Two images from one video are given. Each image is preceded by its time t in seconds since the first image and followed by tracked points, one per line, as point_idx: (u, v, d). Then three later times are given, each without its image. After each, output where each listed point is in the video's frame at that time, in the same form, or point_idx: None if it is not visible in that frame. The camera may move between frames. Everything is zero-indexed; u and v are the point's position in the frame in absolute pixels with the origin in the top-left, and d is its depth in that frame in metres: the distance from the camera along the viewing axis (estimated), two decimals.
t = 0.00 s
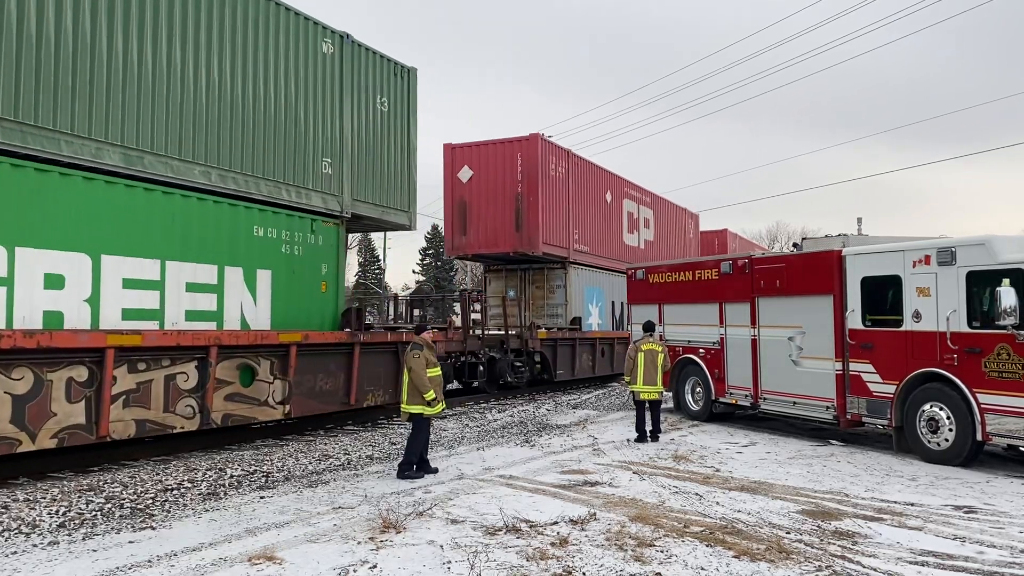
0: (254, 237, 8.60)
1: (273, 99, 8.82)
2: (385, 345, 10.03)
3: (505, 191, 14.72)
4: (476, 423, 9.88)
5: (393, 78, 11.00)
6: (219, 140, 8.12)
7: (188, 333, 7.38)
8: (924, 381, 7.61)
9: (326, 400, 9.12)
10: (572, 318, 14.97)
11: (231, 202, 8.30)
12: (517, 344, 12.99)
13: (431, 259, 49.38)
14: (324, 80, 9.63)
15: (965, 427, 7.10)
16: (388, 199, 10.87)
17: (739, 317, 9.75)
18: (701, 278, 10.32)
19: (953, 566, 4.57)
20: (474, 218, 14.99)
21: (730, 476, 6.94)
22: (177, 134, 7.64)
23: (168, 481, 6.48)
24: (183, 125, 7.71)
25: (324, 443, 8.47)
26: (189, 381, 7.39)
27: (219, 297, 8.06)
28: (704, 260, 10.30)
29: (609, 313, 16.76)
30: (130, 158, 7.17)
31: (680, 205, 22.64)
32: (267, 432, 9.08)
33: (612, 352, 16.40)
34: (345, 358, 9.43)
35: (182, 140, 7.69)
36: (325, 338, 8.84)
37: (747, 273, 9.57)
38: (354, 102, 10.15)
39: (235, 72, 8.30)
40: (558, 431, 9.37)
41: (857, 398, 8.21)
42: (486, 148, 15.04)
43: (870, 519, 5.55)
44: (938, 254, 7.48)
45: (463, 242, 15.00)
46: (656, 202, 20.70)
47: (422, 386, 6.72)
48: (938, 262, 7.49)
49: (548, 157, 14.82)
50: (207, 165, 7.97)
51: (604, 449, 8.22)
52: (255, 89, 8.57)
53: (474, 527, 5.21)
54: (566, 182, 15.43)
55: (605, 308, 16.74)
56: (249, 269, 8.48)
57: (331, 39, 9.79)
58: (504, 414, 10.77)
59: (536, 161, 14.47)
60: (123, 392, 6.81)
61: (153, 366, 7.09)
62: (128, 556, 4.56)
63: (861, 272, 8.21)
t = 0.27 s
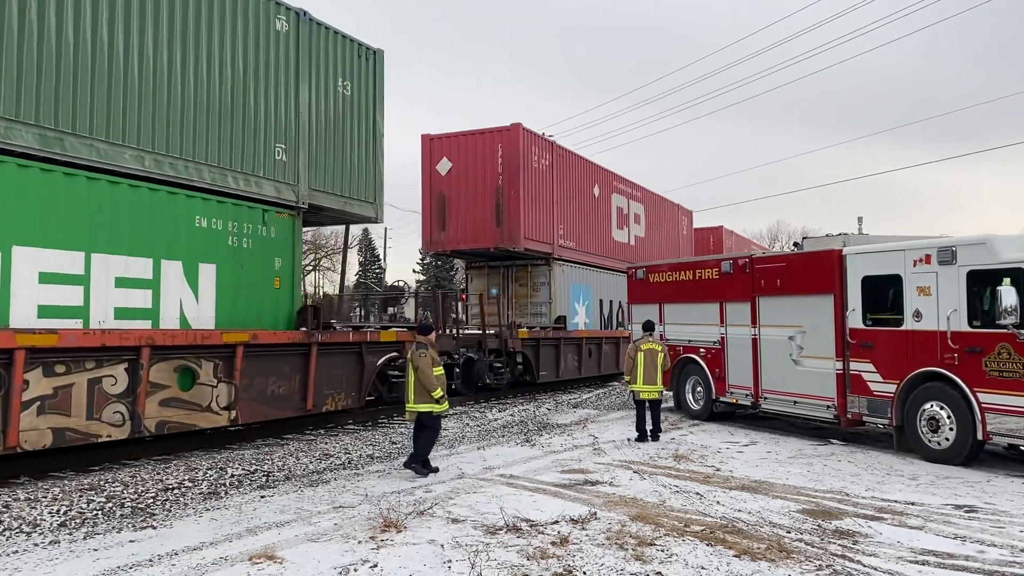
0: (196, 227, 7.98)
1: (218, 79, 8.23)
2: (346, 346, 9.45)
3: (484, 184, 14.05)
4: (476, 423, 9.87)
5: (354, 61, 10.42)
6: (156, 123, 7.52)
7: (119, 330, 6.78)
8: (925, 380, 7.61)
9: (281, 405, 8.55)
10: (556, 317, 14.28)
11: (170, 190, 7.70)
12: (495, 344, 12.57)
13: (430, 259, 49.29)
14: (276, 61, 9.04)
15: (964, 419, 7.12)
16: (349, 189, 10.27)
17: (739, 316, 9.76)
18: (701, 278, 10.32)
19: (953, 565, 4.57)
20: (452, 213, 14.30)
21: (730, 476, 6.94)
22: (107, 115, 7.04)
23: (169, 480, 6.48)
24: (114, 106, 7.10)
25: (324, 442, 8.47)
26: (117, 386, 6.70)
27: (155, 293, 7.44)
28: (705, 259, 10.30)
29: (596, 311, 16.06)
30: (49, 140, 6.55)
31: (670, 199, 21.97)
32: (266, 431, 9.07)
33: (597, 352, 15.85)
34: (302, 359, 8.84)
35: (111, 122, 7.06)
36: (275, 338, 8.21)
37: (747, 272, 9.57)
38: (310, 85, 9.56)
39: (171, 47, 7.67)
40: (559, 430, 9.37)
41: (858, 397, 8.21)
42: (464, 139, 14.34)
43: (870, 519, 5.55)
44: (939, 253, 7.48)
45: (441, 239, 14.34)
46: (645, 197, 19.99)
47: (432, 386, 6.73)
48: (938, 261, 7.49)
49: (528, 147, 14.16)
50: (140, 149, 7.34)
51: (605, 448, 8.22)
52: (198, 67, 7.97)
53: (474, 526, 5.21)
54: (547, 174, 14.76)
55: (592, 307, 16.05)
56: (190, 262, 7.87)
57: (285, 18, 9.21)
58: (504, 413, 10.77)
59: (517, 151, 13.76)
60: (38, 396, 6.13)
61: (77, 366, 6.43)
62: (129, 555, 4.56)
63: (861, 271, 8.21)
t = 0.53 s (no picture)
0: (121, 217, 7.21)
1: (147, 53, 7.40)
2: (298, 347, 8.82)
3: (461, 176, 13.51)
4: (476, 422, 9.88)
5: (309, 38, 9.59)
6: (74, 100, 6.74)
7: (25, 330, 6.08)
8: (925, 379, 7.61)
9: (221, 411, 7.90)
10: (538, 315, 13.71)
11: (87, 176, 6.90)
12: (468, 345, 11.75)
13: (430, 258, 49.23)
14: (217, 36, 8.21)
15: (963, 414, 7.14)
16: (303, 178, 9.45)
17: (739, 315, 9.77)
18: (701, 277, 10.33)
19: (954, 564, 4.57)
20: (429, 207, 13.83)
21: (731, 475, 6.94)
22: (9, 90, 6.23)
23: (170, 479, 6.49)
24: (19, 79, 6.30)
25: (325, 442, 8.48)
26: (23, 391, 6.12)
27: (71, 289, 6.69)
28: (705, 258, 10.30)
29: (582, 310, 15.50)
30: None
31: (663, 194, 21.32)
32: (266, 430, 9.07)
33: (584, 351, 15.31)
34: (246, 362, 8.20)
35: (16, 99, 6.27)
36: (212, 337, 7.60)
37: (747, 271, 9.58)
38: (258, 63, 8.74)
39: (92, 14, 6.88)
40: (559, 430, 9.38)
41: (858, 397, 8.22)
42: (442, 129, 13.80)
43: (870, 518, 5.55)
44: (939, 253, 7.48)
45: (418, 233, 13.87)
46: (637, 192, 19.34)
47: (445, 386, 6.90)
48: (939, 261, 7.49)
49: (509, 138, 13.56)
50: (54, 130, 6.57)
51: (605, 447, 8.23)
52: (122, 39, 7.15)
53: (475, 525, 5.22)
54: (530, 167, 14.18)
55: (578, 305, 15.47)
56: (111, 256, 7.09)
57: None
58: (505, 413, 10.78)
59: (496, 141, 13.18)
60: None
61: None
62: (130, 554, 4.57)
63: (861, 271, 8.21)
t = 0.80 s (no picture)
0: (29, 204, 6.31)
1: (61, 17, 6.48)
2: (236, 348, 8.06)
3: (433, 163, 12.39)
4: (477, 421, 9.88)
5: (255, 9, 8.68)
6: None
7: None
8: (925, 378, 7.61)
9: (148, 421, 7.09)
10: (516, 314, 12.83)
11: None
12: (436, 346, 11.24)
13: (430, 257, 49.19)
14: None
15: (962, 411, 7.14)
16: (244, 162, 8.53)
17: (739, 315, 9.76)
18: (702, 276, 10.32)
19: (954, 563, 4.57)
20: (399, 199, 12.74)
21: (731, 474, 6.94)
22: None
23: (170, 478, 6.49)
24: None
25: (325, 441, 8.48)
26: None
27: None
28: (705, 257, 10.30)
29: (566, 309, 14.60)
30: None
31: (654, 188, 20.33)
32: (266, 429, 9.07)
33: (566, 352, 14.47)
34: (176, 364, 7.40)
35: None
36: (135, 339, 6.80)
37: (748, 270, 9.58)
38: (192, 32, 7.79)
39: None
40: (560, 429, 9.37)
41: (858, 395, 8.22)
42: (412, 113, 12.63)
43: (871, 517, 5.55)
44: (939, 251, 7.47)
45: (388, 227, 12.85)
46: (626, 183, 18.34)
47: (457, 387, 7.14)
48: (939, 260, 7.48)
49: (486, 123, 12.50)
50: None
51: (605, 446, 8.23)
52: None
53: (475, 524, 5.22)
54: (508, 154, 13.15)
55: (562, 303, 14.58)
56: (15, 248, 6.17)
57: None
58: (505, 411, 10.79)
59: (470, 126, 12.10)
60: None
61: None
62: (130, 554, 4.56)
63: (862, 270, 8.20)
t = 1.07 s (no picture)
0: None
1: None
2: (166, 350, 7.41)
3: (403, 152, 11.74)
4: (478, 420, 9.87)
5: None
6: None
7: None
8: (926, 376, 7.61)
9: (62, 431, 6.46)
10: (494, 312, 12.25)
11: None
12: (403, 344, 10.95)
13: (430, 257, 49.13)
14: None
15: (962, 408, 7.15)
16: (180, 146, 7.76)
17: (739, 313, 9.76)
18: (702, 274, 10.32)
19: (954, 561, 4.57)
20: (367, 190, 12.09)
21: (732, 472, 6.93)
22: None
23: (170, 478, 6.48)
24: None
25: (326, 440, 8.47)
26: None
27: None
28: (705, 256, 10.29)
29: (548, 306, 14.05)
30: None
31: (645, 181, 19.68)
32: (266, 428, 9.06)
33: (548, 352, 13.94)
34: (97, 369, 6.76)
35: None
36: (42, 340, 6.15)
37: (748, 269, 9.58)
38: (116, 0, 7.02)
39: None
40: (560, 427, 9.37)
41: (858, 394, 8.22)
42: (381, 99, 11.98)
43: (871, 515, 5.55)
44: (940, 250, 7.47)
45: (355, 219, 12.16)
46: (616, 176, 17.69)
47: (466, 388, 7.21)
48: (939, 258, 7.48)
49: (458, 109, 11.84)
50: None
51: (606, 445, 8.22)
52: None
53: (476, 523, 5.21)
54: (484, 143, 12.52)
55: (545, 301, 14.02)
56: None
57: None
58: (505, 410, 10.80)
59: (441, 113, 11.46)
60: None
61: None
62: (131, 553, 4.56)
63: (862, 268, 8.20)
